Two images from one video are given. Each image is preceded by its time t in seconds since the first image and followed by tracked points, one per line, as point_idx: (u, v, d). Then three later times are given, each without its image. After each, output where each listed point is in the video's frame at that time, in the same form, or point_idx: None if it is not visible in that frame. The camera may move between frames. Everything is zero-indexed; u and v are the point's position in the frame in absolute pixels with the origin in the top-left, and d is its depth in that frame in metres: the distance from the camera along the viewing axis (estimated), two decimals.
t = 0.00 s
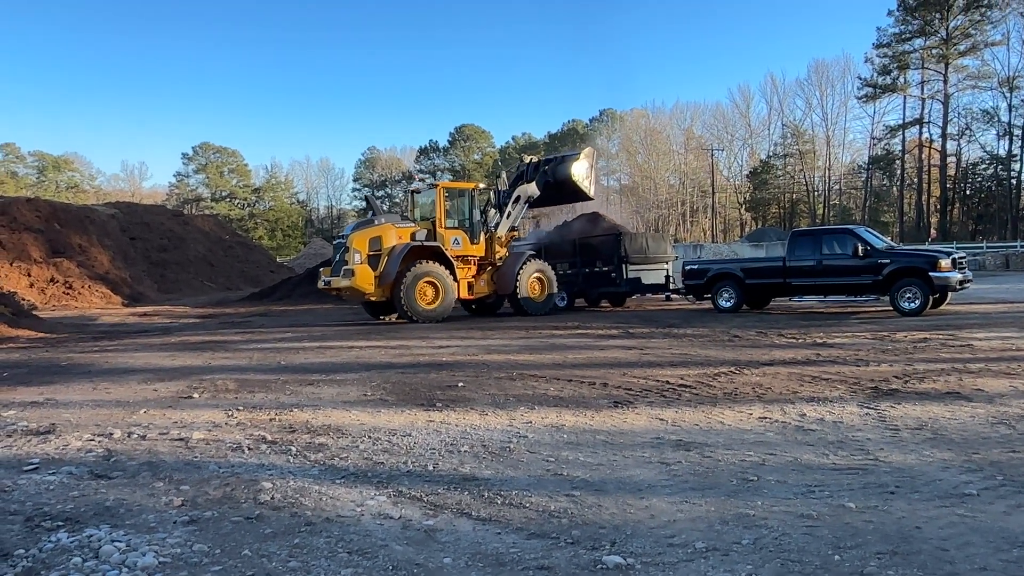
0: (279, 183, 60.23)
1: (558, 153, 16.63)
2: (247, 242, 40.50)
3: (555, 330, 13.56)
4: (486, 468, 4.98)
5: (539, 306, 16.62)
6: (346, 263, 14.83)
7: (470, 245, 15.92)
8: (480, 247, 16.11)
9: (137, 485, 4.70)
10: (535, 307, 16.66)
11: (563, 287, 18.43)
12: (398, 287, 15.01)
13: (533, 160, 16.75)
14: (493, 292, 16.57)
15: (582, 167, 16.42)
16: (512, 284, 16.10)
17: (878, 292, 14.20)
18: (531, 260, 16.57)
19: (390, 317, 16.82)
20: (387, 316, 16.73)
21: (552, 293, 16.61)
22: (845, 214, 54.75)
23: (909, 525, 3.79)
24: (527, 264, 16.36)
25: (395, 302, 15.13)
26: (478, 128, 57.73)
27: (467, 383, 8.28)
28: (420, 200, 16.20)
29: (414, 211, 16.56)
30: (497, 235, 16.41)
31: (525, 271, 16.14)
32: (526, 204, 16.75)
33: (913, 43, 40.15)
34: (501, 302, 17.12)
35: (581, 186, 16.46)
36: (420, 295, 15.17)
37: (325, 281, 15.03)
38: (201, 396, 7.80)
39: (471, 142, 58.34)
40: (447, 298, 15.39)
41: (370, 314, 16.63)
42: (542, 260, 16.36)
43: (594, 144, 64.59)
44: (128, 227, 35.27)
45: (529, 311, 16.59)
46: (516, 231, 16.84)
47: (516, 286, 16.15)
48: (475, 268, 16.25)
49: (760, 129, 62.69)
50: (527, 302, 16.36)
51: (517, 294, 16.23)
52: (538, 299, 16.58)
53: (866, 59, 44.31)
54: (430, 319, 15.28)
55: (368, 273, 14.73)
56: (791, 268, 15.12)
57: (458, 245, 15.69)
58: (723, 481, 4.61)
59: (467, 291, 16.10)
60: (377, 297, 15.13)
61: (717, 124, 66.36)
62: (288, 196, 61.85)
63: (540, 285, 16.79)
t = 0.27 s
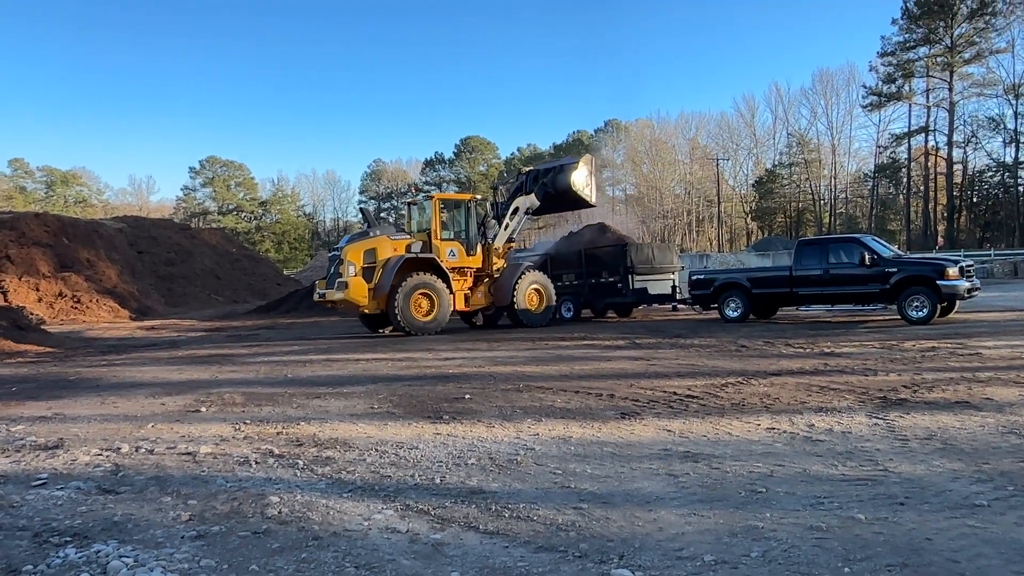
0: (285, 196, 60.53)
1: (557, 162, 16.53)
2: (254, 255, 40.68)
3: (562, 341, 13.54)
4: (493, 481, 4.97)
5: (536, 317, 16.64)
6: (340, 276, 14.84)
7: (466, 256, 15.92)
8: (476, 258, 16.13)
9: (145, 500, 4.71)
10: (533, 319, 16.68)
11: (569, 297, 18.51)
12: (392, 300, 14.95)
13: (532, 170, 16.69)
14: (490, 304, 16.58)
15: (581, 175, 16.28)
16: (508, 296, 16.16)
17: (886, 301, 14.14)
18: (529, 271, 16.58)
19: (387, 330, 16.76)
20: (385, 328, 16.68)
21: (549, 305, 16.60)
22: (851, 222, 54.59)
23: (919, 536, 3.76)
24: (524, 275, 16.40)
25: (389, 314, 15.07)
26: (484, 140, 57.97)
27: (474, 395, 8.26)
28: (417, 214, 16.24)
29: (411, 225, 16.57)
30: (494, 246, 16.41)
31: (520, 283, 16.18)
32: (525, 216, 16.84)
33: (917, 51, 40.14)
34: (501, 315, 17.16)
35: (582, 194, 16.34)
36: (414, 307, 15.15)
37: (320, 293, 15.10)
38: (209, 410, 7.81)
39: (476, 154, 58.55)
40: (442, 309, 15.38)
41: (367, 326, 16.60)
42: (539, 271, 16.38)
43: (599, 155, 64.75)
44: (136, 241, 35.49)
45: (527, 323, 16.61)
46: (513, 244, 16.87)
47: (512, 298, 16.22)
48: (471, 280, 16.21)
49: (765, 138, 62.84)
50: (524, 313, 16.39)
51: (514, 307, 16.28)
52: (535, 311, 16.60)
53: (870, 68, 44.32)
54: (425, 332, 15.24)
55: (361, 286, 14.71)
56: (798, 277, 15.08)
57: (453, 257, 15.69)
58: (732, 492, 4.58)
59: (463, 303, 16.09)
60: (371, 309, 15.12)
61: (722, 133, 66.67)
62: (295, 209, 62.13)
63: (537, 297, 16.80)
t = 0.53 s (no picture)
0: (293, 209, 60.87)
1: (553, 172, 16.65)
2: (261, 268, 40.85)
3: (569, 353, 13.52)
4: (500, 496, 4.95)
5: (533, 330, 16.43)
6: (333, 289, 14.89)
7: (460, 269, 15.86)
8: (471, 271, 16.09)
9: (152, 518, 4.71)
10: (530, 331, 16.50)
11: (576, 308, 18.52)
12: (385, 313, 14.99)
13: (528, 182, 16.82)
14: (486, 316, 16.43)
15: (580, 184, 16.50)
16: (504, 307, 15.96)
17: (894, 310, 14.05)
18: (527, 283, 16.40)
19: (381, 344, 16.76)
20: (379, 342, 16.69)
21: (547, 317, 16.42)
22: (859, 230, 54.41)
23: (929, 551, 3.72)
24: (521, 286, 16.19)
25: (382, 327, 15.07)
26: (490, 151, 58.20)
27: (481, 409, 8.24)
28: (411, 225, 16.15)
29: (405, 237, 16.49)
30: (490, 258, 16.38)
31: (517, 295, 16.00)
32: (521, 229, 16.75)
33: (923, 59, 40.17)
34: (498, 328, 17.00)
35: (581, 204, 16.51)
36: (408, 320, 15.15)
37: (314, 307, 15.14)
38: (216, 425, 7.83)
39: (483, 165, 58.82)
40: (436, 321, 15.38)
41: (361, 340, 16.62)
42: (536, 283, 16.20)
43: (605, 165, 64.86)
44: (144, 255, 35.70)
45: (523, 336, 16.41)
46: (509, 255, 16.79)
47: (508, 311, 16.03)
48: (466, 292, 16.18)
49: (772, 147, 62.87)
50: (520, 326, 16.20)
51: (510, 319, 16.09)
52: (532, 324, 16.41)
53: (876, 76, 44.33)
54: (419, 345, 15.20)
55: (354, 299, 14.77)
56: (806, 287, 15.01)
57: (448, 269, 15.61)
58: (740, 506, 4.54)
59: (458, 315, 16.10)
60: (364, 322, 15.15)
61: (728, 143, 66.82)
62: (302, 222, 62.42)
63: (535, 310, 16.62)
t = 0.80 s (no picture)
0: (300, 220, 61.14)
1: (549, 179, 16.45)
2: (269, 279, 41.02)
3: (575, 363, 13.50)
4: (507, 507, 4.95)
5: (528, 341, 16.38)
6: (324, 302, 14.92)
7: (452, 280, 15.87)
8: (464, 281, 16.08)
9: (160, 531, 4.73)
10: (525, 341, 16.44)
11: (584, 317, 18.54)
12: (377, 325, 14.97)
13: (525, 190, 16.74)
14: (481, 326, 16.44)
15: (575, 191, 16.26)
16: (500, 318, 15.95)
17: (902, 317, 13.98)
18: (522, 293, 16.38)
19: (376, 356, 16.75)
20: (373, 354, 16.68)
21: (542, 328, 16.35)
22: (867, 237, 54.20)
23: (937, 561, 3.70)
24: (517, 297, 16.16)
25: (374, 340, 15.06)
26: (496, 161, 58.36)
27: (488, 419, 8.22)
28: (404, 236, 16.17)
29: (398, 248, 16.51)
30: (483, 269, 16.39)
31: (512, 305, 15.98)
32: (516, 238, 16.78)
33: (929, 65, 40.06)
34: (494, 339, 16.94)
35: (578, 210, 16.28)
36: (400, 332, 15.11)
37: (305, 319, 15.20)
38: (224, 437, 7.86)
39: (489, 175, 58.98)
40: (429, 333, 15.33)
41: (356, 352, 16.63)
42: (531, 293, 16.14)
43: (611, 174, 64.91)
44: (153, 267, 35.90)
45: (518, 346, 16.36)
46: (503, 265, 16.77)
47: (503, 321, 16.00)
48: (459, 303, 16.16)
49: (778, 154, 62.76)
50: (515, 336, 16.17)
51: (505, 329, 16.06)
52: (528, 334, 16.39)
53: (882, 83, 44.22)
54: (411, 357, 15.15)
55: (345, 312, 14.78)
56: (813, 295, 14.96)
57: (440, 280, 15.65)
58: (748, 517, 4.52)
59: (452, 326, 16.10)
60: (356, 334, 15.18)
61: (734, 150, 66.74)
62: (309, 233, 62.68)
63: (530, 321, 16.55)
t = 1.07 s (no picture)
0: (306, 229, 61.42)
1: (544, 186, 16.46)
2: (276, 287, 41.19)
3: (582, 369, 13.49)
4: (514, 514, 4.96)
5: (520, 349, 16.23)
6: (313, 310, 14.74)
7: (443, 287, 15.80)
8: (455, 289, 16.01)
9: (169, 538, 4.76)
10: (517, 349, 16.29)
11: (591, 324, 18.52)
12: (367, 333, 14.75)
13: (521, 198, 16.76)
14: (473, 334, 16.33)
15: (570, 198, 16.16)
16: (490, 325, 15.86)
17: (911, 322, 13.90)
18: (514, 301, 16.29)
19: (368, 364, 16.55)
20: (365, 363, 16.48)
21: (534, 336, 16.21)
22: (874, 242, 54.07)
23: (947, 566, 3.68)
24: (508, 304, 16.11)
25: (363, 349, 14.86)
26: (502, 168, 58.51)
27: (495, 426, 8.24)
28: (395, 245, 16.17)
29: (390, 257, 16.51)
30: (474, 276, 16.32)
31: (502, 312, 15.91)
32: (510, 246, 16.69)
33: (935, 70, 40.04)
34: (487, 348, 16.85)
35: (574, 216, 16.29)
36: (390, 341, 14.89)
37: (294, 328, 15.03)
38: (232, 445, 7.89)
39: (495, 183, 59.11)
40: (418, 342, 15.10)
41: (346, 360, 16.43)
42: (522, 300, 16.04)
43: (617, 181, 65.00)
44: (160, 276, 36.11)
45: (509, 355, 16.22)
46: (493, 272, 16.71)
47: (494, 328, 15.88)
48: (449, 311, 16.09)
49: (784, 160, 62.63)
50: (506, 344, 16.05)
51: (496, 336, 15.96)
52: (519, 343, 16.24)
53: (888, 87, 44.17)
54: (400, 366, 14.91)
55: (334, 320, 14.59)
56: (820, 301, 14.94)
57: (430, 288, 15.58)
58: (755, 522, 4.52)
59: (442, 334, 16.02)
60: (345, 343, 14.96)
61: (739, 156, 66.68)
62: (316, 241, 62.94)
63: (522, 329, 16.42)
